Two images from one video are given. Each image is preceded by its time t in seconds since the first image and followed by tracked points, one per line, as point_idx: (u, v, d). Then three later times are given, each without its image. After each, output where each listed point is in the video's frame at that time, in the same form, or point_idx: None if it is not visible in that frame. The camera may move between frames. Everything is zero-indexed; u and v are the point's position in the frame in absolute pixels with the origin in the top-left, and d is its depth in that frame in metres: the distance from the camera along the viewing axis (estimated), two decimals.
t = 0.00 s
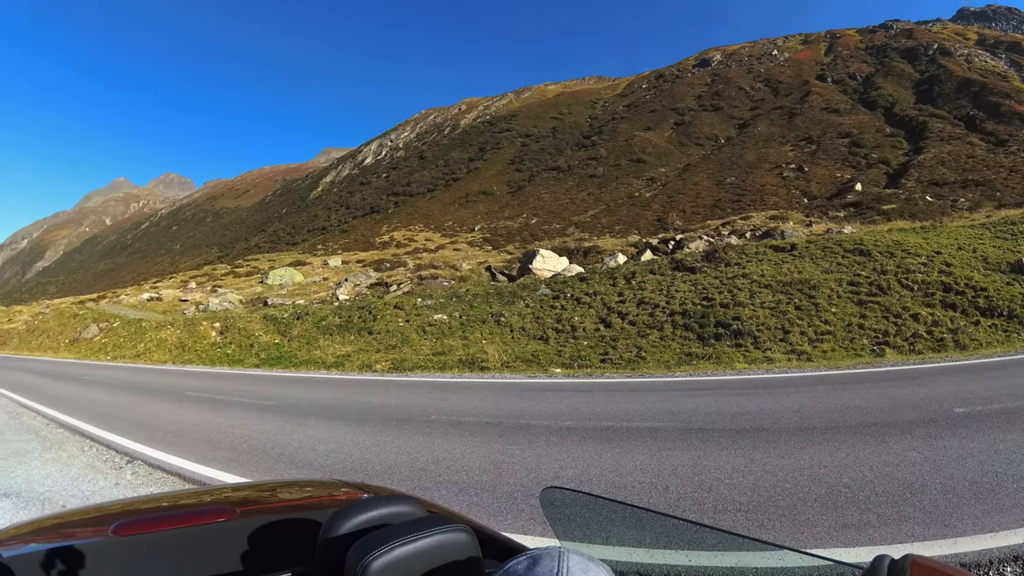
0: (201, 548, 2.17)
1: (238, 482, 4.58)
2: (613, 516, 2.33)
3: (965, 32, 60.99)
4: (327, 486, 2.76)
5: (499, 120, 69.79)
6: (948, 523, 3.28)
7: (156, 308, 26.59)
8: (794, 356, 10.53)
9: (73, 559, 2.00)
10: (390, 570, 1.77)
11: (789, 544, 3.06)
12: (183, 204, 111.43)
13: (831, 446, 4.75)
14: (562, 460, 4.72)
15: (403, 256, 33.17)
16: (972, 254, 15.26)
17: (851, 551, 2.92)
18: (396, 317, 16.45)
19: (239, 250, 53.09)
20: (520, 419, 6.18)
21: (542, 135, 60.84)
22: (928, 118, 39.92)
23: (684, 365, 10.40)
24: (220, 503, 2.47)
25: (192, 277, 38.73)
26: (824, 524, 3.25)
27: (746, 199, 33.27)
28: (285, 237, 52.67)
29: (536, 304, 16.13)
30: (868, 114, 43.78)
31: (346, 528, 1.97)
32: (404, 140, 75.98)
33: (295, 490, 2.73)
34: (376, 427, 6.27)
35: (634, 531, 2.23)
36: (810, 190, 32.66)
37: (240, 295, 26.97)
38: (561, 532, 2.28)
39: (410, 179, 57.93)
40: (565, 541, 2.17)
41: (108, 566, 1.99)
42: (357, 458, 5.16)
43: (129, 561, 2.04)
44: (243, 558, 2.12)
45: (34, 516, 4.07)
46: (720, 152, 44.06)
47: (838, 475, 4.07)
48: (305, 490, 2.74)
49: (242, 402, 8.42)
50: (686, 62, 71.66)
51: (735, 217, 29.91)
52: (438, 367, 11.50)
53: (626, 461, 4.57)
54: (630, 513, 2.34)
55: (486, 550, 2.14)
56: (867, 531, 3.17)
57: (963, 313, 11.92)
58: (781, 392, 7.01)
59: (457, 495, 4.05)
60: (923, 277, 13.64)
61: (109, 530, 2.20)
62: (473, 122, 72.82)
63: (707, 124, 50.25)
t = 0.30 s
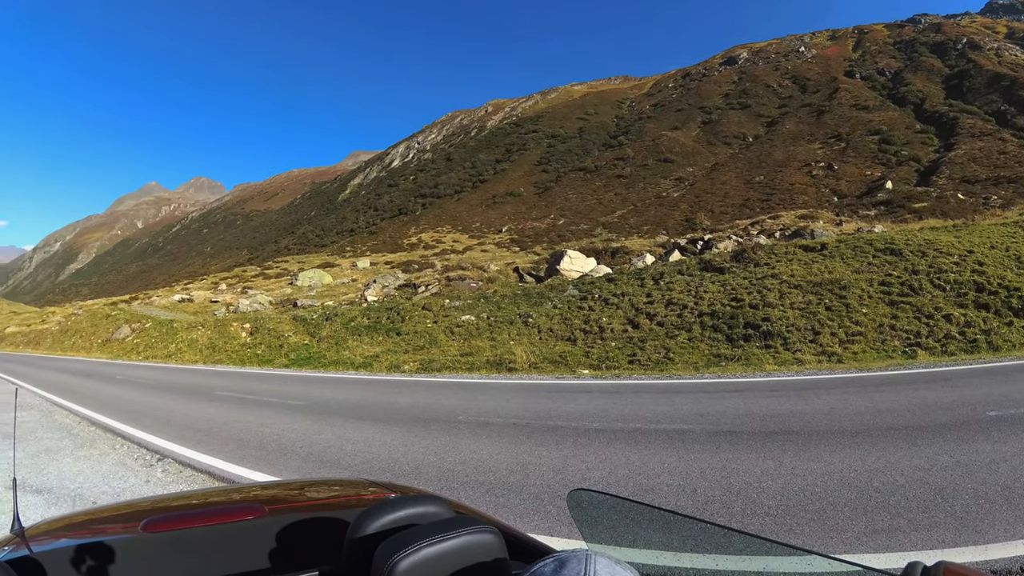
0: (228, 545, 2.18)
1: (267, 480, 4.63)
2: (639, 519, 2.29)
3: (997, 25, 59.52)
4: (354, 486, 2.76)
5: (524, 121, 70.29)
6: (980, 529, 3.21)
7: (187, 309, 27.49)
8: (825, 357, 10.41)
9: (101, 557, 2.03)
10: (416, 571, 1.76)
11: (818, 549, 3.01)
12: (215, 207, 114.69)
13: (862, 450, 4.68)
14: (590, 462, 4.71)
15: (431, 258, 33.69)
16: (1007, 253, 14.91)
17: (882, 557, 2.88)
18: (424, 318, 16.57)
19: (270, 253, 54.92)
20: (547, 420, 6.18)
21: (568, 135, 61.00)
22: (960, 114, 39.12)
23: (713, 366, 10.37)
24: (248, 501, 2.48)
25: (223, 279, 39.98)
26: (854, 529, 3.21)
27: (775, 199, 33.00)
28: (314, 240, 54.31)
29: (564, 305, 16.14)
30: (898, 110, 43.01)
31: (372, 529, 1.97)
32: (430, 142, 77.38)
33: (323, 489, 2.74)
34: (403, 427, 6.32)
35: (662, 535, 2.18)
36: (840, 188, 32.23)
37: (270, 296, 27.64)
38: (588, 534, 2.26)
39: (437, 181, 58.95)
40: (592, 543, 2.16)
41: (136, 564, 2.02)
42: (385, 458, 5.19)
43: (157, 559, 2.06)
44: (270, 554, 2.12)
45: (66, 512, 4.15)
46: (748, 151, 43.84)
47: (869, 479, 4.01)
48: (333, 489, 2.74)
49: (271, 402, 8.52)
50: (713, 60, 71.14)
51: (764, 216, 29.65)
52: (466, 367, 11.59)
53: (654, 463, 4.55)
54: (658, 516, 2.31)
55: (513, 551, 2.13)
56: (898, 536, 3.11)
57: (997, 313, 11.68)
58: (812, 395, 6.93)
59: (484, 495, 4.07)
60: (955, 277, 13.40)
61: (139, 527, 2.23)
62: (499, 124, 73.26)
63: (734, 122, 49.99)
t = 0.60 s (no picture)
0: (255, 541, 2.19)
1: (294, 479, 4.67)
2: (664, 521, 2.28)
3: None
4: (380, 485, 2.75)
5: (549, 122, 71.14)
6: (1011, 536, 3.15)
7: (215, 310, 28.18)
8: (854, 359, 10.32)
9: (131, 555, 2.07)
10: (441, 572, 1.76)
11: (845, 554, 2.97)
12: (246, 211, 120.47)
13: (890, 453, 4.63)
14: (615, 463, 4.70)
15: (457, 259, 34.33)
16: None
17: (909, 562, 2.84)
18: (450, 318, 16.72)
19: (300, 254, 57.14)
20: (573, 422, 6.19)
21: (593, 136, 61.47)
22: (989, 110, 38.43)
23: (741, 368, 10.35)
24: (276, 499, 2.49)
25: (251, 280, 41.27)
26: (881, 534, 3.17)
27: (802, 198, 32.90)
28: (342, 241, 56.26)
29: (590, 306, 16.16)
30: (926, 106, 42.37)
31: (398, 529, 1.97)
32: (456, 144, 79.20)
33: (349, 488, 2.74)
34: (429, 427, 6.36)
35: (686, 536, 2.15)
36: (868, 185, 31.89)
37: (297, 297, 28.37)
38: (612, 536, 2.26)
39: (463, 182, 60.32)
40: (617, 546, 2.16)
41: (162, 563, 2.04)
42: (410, 458, 5.22)
43: (183, 557, 2.08)
44: (295, 553, 2.13)
45: (95, 508, 4.20)
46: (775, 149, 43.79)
47: (897, 483, 3.96)
48: (359, 489, 2.73)
49: (296, 402, 8.61)
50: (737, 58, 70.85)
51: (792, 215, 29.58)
52: (491, 368, 11.71)
53: (680, 466, 4.54)
54: (684, 520, 2.25)
55: (539, 553, 2.10)
56: (926, 542, 3.07)
57: None
58: (841, 396, 6.86)
59: (509, 496, 4.07)
60: (986, 276, 13.17)
61: (166, 525, 2.26)
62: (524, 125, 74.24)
63: (761, 120, 49.92)
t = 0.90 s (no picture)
0: (286, 538, 2.22)
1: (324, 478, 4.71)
2: (693, 525, 2.26)
3: None
4: (408, 485, 2.75)
5: (576, 122, 72.77)
6: None
7: (246, 312, 29.05)
8: (886, 360, 10.23)
9: (162, 552, 2.11)
10: (470, 572, 1.77)
11: (875, 559, 2.94)
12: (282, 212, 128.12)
13: (921, 457, 4.57)
14: (643, 465, 4.69)
15: (483, 260, 35.36)
16: None
17: (939, 569, 2.81)
18: (479, 319, 17.04)
19: (331, 257, 60.63)
20: (601, 423, 6.19)
21: (620, 136, 62.74)
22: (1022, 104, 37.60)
23: (771, 369, 10.39)
24: (305, 498, 2.51)
25: (283, 281, 43.24)
26: (912, 540, 3.12)
27: (833, 196, 32.90)
28: (370, 243, 59.62)
29: (618, 307, 16.24)
30: (956, 101, 41.62)
31: (427, 528, 1.98)
32: (483, 145, 82.24)
33: (378, 488, 2.74)
34: (457, 428, 6.41)
35: (715, 540, 2.12)
36: (899, 183, 31.62)
37: (327, 299, 29.30)
38: (640, 539, 2.25)
39: (491, 184, 62.66)
40: (645, 549, 2.16)
41: (192, 561, 2.07)
42: (439, 458, 5.25)
43: (212, 556, 2.10)
44: (324, 551, 2.14)
45: (127, 504, 4.26)
46: (804, 147, 43.89)
47: (928, 488, 3.91)
48: (388, 488, 2.74)
49: (327, 403, 8.73)
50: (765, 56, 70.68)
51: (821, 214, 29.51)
52: (520, 370, 11.99)
53: (709, 468, 4.53)
54: (710, 522, 2.24)
55: (566, 554, 2.08)
56: (957, 547, 3.03)
57: None
58: (873, 399, 6.81)
59: (536, 496, 4.07)
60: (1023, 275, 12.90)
61: (197, 522, 2.29)
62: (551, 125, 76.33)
63: (790, 118, 50.14)
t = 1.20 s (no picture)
0: (316, 535, 2.24)
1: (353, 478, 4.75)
2: (721, 527, 2.25)
3: None
4: (435, 485, 2.75)
5: (603, 122, 74.57)
6: None
7: (276, 312, 29.75)
8: (919, 363, 10.11)
9: (190, 548, 2.14)
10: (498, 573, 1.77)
11: (905, 565, 2.89)
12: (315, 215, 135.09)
13: (955, 461, 4.50)
14: (671, 468, 4.67)
15: (512, 260, 36.81)
16: None
17: None
18: (507, 321, 17.33)
19: (363, 258, 64.77)
20: (629, 425, 6.19)
21: (647, 136, 64.22)
22: None
23: (801, 371, 10.38)
24: (333, 498, 2.52)
25: (316, 282, 45.48)
26: (944, 546, 3.07)
27: (864, 194, 32.88)
28: (399, 245, 63.32)
29: (647, 308, 16.26)
30: (988, 96, 40.81)
31: (454, 530, 1.98)
32: (511, 147, 85.51)
33: (405, 487, 2.75)
34: (485, 428, 6.45)
35: (745, 546, 2.11)
36: (931, 181, 31.23)
37: (357, 300, 30.23)
38: (669, 542, 2.23)
39: (518, 185, 65.03)
40: (672, 552, 2.14)
41: (220, 560, 2.08)
42: (466, 458, 5.27)
43: (239, 555, 2.11)
44: (352, 550, 2.14)
45: (157, 500, 4.33)
46: (835, 145, 43.72)
47: (958, 493, 3.86)
48: (415, 488, 2.74)
49: (357, 403, 8.81)
50: (794, 52, 70.47)
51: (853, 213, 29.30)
52: (547, 370, 12.21)
53: (738, 471, 4.50)
54: (738, 526, 2.23)
55: (594, 557, 2.07)
56: (990, 554, 2.98)
57: None
58: (905, 401, 6.75)
59: (563, 499, 4.08)
60: None
61: (226, 519, 2.31)
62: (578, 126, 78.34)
63: (820, 116, 50.09)
